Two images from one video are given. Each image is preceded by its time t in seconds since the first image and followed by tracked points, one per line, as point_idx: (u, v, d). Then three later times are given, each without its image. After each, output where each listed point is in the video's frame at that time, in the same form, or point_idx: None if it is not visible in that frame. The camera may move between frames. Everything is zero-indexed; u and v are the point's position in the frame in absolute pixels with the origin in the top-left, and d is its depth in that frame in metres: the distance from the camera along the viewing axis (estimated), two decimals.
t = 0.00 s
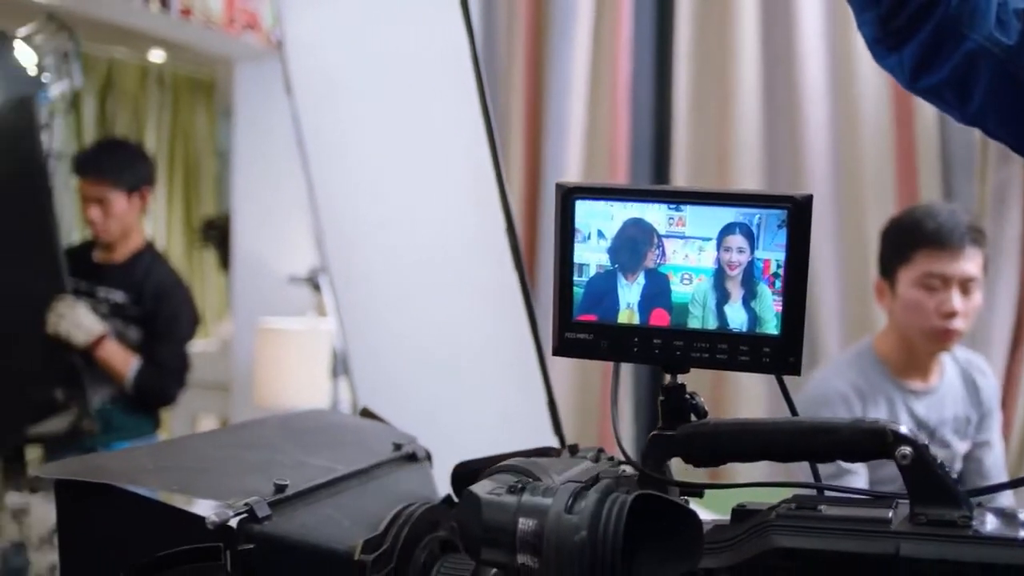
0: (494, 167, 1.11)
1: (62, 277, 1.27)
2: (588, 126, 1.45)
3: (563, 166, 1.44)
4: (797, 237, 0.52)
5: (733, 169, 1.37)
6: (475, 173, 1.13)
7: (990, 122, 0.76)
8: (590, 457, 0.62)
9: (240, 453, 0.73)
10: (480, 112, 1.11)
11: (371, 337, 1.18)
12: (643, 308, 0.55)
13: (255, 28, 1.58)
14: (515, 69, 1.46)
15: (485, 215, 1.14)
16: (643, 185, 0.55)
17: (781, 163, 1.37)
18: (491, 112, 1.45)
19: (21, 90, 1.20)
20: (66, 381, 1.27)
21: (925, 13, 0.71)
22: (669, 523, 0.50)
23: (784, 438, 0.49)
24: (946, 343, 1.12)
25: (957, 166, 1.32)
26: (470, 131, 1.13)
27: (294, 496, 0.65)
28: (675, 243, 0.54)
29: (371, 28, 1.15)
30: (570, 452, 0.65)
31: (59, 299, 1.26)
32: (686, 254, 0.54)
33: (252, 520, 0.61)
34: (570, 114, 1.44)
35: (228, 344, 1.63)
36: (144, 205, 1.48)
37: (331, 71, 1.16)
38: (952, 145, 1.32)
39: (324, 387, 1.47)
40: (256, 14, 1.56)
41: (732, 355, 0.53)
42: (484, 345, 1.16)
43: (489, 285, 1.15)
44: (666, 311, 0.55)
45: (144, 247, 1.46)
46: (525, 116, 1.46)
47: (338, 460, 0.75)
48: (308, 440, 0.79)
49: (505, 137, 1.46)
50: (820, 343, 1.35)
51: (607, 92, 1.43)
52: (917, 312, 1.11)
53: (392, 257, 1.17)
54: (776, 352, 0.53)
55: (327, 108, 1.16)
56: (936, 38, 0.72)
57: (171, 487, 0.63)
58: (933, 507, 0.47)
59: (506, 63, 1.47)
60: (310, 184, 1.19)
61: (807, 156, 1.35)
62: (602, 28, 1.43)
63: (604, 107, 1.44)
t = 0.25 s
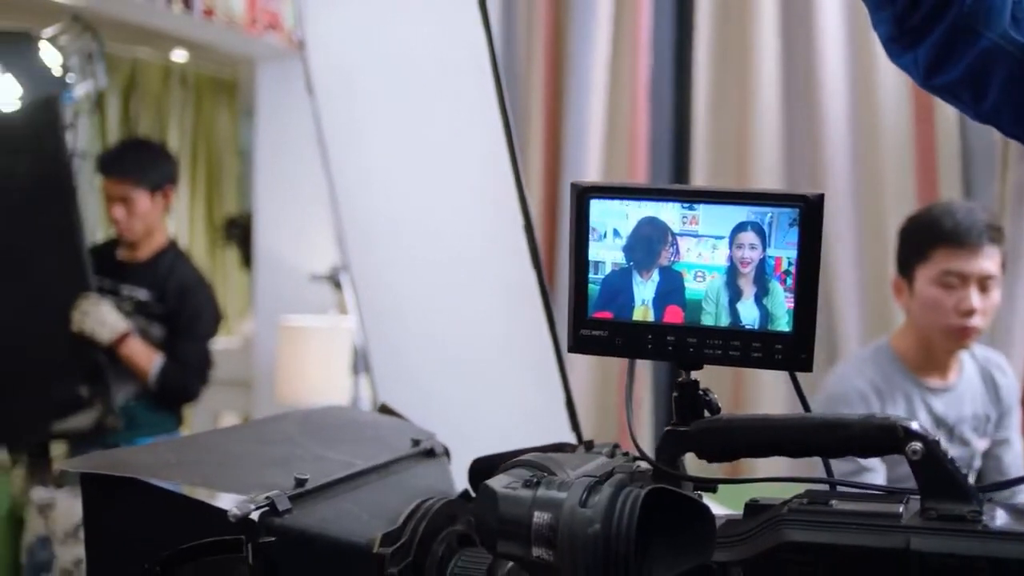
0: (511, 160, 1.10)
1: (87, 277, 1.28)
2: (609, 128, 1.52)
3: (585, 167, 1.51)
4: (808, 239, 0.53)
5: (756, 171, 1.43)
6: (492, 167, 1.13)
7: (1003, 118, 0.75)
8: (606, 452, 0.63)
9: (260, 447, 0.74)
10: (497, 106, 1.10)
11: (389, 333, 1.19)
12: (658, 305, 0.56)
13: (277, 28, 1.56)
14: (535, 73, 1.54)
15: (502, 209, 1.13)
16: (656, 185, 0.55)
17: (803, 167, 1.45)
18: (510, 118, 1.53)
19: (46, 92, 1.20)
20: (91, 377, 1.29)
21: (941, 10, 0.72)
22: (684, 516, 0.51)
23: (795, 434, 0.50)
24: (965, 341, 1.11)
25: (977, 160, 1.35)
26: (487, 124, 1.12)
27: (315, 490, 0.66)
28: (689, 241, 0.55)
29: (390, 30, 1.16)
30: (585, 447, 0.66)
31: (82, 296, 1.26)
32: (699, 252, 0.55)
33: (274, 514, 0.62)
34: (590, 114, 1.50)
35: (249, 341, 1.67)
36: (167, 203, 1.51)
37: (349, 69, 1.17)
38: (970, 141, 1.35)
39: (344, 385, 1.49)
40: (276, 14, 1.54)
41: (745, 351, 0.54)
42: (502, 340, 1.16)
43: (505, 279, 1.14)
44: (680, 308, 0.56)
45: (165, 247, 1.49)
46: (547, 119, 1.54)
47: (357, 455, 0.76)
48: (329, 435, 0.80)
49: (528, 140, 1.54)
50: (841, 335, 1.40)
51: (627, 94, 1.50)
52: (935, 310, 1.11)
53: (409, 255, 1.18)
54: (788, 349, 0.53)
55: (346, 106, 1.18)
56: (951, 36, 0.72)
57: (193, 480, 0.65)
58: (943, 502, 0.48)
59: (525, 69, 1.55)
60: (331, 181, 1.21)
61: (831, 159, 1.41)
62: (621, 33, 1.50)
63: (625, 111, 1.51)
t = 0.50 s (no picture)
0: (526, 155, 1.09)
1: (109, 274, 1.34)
2: (627, 126, 1.53)
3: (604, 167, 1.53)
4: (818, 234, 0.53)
5: (773, 169, 1.44)
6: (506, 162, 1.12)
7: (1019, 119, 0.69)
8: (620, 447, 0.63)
9: (280, 441, 0.75)
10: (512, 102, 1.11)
11: (408, 329, 1.21)
12: (670, 300, 0.57)
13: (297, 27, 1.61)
14: (554, 77, 1.56)
15: (517, 205, 1.13)
16: (669, 182, 0.56)
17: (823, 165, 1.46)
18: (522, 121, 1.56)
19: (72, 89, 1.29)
20: (113, 373, 1.34)
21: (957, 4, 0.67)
22: (694, 508, 0.52)
23: (805, 428, 0.51)
24: (982, 337, 1.11)
25: (999, 160, 1.36)
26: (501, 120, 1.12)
27: (334, 482, 0.68)
28: (701, 238, 0.56)
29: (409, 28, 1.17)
30: (598, 441, 0.67)
31: (104, 293, 1.33)
32: (711, 249, 0.55)
33: (292, 505, 0.64)
34: (609, 116, 1.52)
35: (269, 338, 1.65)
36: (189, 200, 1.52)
37: (369, 70, 1.20)
38: (991, 139, 1.36)
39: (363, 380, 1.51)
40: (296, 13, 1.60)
41: (756, 346, 0.55)
42: (518, 335, 1.16)
43: (520, 275, 1.14)
44: (692, 303, 0.56)
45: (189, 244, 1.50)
46: (565, 119, 1.57)
47: (374, 448, 0.77)
48: (349, 429, 0.81)
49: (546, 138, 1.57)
50: (860, 333, 1.41)
51: (646, 92, 1.51)
52: (951, 306, 1.11)
53: (427, 252, 1.20)
54: (798, 344, 0.54)
55: (366, 103, 1.21)
56: (964, 34, 0.67)
57: (213, 472, 0.66)
58: (951, 495, 0.48)
59: (544, 73, 1.57)
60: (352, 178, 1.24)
61: (848, 158, 1.41)
62: (640, 33, 1.51)
63: (643, 110, 1.52)
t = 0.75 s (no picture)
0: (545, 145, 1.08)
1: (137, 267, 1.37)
2: (649, 122, 1.56)
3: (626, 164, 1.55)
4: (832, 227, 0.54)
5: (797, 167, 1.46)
6: (526, 154, 1.12)
7: None
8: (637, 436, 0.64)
9: (304, 431, 0.77)
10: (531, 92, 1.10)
11: (431, 321, 1.23)
12: (685, 292, 0.58)
13: (322, 22, 1.65)
14: (577, 79, 1.59)
15: (536, 197, 1.12)
16: (684, 178, 0.57)
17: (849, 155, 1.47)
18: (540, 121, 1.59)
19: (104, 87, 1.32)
20: (143, 365, 1.39)
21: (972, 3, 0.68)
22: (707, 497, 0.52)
23: (818, 417, 0.52)
24: (1004, 330, 1.10)
25: None
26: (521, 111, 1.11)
27: (357, 470, 0.69)
28: (715, 232, 0.57)
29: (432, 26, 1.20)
30: (615, 432, 0.68)
31: (133, 287, 1.37)
32: (724, 243, 0.56)
33: (317, 493, 0.65)
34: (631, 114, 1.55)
35: (296, 331, 1.67)
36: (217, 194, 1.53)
37: (392, 66, 1.23)
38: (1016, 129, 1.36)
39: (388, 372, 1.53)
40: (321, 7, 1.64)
41: (769, 339, 0.55)
42: (539, 328, 1.15)
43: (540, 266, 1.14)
44: (706, 295, 0.57)
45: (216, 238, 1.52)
46: (588, 120, 1.59)
47: (396, 438, 0.78)
48: (372, 420, 0.82)
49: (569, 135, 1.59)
50: (882, 326, 1.42)
51: (668, 89, 1.54)
52: (973, 299, 1.10)
53: (449, 244, 1.22)
54: (811, 336, 0.54)
55: (389, 95, 1.24)
56: (979, 30, 0.68)
57: (241, 461, 0.67)
58: (960, 485, 0.49)
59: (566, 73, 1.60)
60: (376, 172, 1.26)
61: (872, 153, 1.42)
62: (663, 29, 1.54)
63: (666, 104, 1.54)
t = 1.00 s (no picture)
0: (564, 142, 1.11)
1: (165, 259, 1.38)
2: (672, 114, 1.57)
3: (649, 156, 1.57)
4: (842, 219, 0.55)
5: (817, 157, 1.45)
6: (545, 150, 1.15)
7: None
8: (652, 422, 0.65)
9: (326, 419, 0.78)
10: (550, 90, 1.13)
11: (454, 312, 1.24)
12: (699, 282, 0.59)
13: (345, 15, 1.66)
14: (599, 68, 1.60)
15: (557, 191, 1.15)
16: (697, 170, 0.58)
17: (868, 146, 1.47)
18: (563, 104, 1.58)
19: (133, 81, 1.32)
20: (170, 355, 1.41)
21: None
22: (720, 484, 0.54)
23: (831, 406, 0.53)
24: None
25: None
26: (539, 108, 1.15)
27: (378, 457, 0.70)
28: (728, 223, 0.57)
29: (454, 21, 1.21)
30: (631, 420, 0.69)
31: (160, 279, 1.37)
32: (737, 234, 0.57)
33: (338, 479, 0.66)
34: (654, 106, 1.56)
35: (321, 322, 1.70)
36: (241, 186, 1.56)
37: (414, 60, 1.24)
38: None
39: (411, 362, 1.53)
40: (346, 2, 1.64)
41: (780, 329, 0.56)
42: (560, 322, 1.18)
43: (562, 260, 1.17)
44: (720, 285, 0.58)
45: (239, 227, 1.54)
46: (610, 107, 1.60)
47: (417, 426, 0.80)
48: (393, 408, 0.84)
49: (590, 129, 1.60)
50: (905, 316, 1.42)
51: (691, 75, 1.54)
52: (994, 292, 1.10)
53: (471, 236, 1.23)
54: (822, 325, 0.55)
55: (411, 90, 1.24)
56: (993, 24, 0.67)
57: (264, 447, 0.69)
58: (968, 472, 0.50)
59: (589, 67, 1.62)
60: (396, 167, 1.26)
61: (895, 147, 1.43)
62: (685, 26, 1.55)
63: (687, 92, 1.55)
